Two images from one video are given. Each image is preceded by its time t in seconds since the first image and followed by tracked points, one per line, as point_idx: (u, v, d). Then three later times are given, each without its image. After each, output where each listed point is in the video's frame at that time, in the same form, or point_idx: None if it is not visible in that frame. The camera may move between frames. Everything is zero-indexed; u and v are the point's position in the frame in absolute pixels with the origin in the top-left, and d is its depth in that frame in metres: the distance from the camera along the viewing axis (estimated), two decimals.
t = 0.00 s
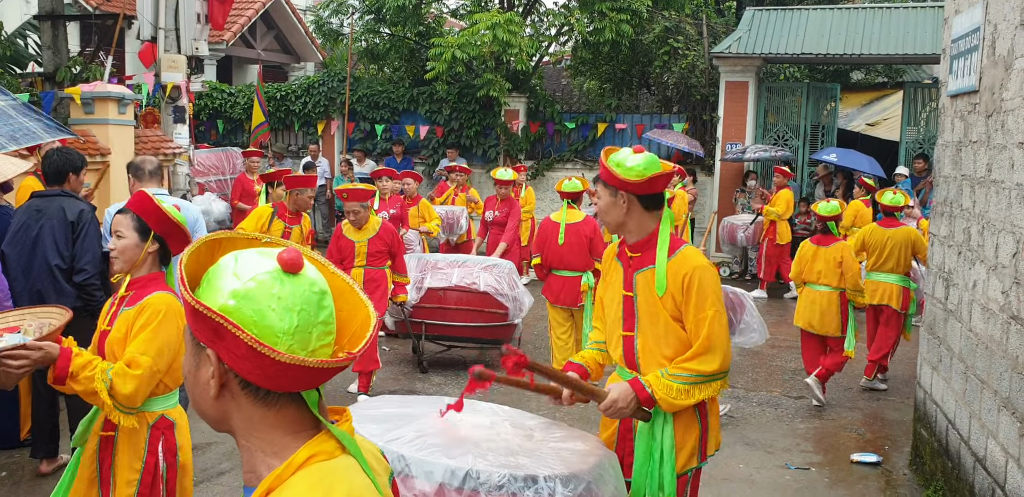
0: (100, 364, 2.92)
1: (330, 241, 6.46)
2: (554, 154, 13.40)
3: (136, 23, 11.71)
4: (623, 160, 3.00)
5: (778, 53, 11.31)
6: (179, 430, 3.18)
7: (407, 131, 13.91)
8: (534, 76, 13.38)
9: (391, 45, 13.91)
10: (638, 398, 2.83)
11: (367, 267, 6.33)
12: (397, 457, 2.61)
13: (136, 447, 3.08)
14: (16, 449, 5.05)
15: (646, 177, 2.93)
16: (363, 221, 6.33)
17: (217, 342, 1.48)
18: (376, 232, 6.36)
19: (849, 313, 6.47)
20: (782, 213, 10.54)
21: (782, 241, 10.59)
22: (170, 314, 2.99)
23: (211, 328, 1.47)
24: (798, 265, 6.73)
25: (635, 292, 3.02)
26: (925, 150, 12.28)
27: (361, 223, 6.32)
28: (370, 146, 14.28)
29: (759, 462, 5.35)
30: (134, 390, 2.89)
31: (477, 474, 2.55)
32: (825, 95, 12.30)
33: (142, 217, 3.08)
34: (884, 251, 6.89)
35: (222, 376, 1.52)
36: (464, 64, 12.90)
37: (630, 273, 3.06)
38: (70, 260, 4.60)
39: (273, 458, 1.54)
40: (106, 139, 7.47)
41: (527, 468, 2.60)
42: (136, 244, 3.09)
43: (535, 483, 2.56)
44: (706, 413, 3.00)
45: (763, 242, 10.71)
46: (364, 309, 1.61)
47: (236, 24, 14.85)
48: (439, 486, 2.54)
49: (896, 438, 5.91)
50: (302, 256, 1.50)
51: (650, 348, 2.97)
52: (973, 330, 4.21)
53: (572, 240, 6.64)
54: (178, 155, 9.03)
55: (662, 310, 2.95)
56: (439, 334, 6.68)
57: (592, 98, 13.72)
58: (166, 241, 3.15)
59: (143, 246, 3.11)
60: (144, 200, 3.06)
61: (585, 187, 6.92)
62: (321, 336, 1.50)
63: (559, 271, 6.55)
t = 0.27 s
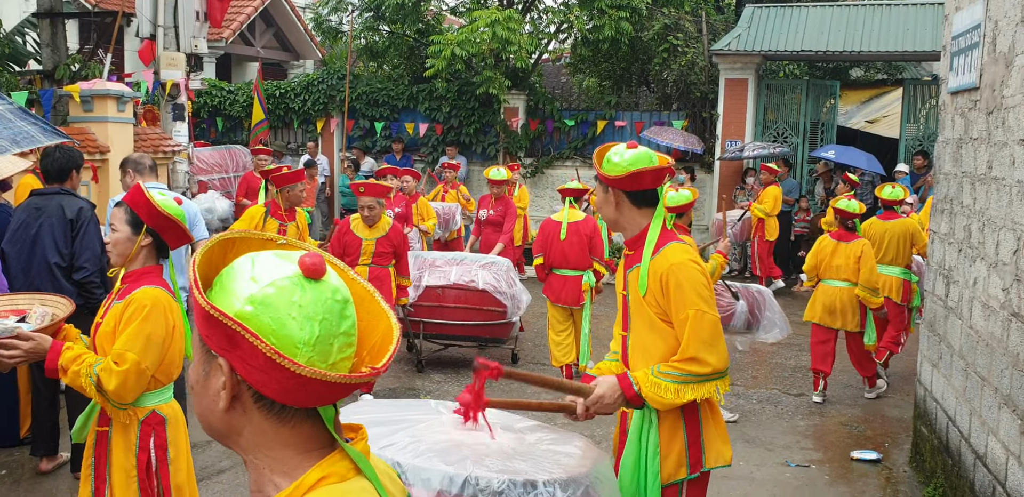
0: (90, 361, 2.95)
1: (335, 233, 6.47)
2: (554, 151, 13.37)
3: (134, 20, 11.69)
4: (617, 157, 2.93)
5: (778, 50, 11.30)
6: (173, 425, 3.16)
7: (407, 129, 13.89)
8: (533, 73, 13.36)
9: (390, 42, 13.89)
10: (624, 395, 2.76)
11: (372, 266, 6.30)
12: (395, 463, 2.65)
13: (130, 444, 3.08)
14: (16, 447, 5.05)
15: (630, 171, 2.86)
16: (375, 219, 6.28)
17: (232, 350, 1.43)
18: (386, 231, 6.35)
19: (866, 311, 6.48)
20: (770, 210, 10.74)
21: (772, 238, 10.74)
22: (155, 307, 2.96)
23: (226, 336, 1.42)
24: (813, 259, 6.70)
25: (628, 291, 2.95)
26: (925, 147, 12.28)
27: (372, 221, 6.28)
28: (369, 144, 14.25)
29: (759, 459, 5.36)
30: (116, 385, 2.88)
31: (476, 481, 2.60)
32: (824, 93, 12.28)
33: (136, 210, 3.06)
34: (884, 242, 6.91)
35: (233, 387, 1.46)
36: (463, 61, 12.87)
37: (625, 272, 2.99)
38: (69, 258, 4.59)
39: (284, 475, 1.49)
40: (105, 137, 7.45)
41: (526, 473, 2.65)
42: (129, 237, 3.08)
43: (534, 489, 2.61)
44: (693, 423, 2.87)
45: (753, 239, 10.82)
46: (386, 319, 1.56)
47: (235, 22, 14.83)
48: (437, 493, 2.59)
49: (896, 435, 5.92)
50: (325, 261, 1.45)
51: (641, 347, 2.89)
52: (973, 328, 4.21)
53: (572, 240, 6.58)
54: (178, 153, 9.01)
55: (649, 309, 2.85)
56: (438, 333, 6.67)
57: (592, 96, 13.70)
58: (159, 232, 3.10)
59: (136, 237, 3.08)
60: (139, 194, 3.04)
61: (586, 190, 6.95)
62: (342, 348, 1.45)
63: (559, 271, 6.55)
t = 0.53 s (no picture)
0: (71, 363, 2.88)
1: (345, 226, 6.22)
2: (554, 149, 13.36)
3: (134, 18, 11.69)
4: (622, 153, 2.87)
5: (778, 47, 11.30)
6: (165, 431, 3.13)
7: (407, 126, 13.88)
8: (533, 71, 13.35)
9: (390, 40, 13.88)
10: (597, 385, 2.70)
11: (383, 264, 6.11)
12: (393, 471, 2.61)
13: (118, 447, 3.06)
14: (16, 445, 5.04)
15: (633, 168, 2.80)
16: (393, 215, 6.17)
17: (258, 360, 1.37)
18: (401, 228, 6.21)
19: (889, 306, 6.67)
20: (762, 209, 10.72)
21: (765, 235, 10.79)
22: (144, 309, 2.97)
23: (252, 344, 1.36)
24: (841, 260, 6.77)
25: (631, 289, 2.88)
26: (926, 144, 12.28)
27: (389, 217, 6.15)
28: (369, 142, 14.25)
29: (759, 457, 5.37)
30: (102, 385, 2.86)
31: (478, 487, 2.56)
32: (825, 90, 12.26)
33: (132, 212, 3.06)
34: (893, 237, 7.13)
35: (258, 399, 1.41)
36: (463, 59, 12.87)
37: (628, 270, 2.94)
38: (71, 256, 4.60)
39: (308, 494, 1.45)
40: (105, 135, 7.45)
41: (527, 477, 2.62)
42: (128, 239, 3.08)
43: (536, 493, 2.58)
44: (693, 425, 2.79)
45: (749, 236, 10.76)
46: (417, 327, 1.52)
47: (235, 20, 14.83)
48: None
49: (896, 432, 5.92)
50: (356, 267, 1.40)
51: (637, 347, 2.82)
52: (974, 325, 4.21)
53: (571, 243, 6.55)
54: (178, 152, 8.96)
55: (644, 308, 2.78)
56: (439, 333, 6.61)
57: (592, 93, 13.70)
58: (158, 235, 3.08)
59: (136, 240, 3.08)
60: (132, 195, 3.05)
61: (592, 189, 6.90)
62: (374, 358, 1.40)
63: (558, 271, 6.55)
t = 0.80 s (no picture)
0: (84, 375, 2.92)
1: (353, 231, 6.14)
2: (554, 147, 13.35)
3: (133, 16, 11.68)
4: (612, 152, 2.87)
5: (778, 45, 11.29)
6: (176, 441, 3.11)
7: (406, 125, 13.86)
8: (533, 69, 13.33)
9: (390, 38, 13.87)
10: (598, 415, 2.67)
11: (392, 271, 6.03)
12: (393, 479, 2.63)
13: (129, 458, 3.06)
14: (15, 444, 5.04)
15: (621, 168, 2.79)
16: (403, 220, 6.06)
17: (277, 370, 1.32)
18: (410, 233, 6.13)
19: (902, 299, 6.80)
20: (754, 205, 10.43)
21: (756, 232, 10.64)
22: (153, 323, 2.96)
23: (270, 354, 1.31)
24: (853, 252, 6.91)
25: (616, 287, 2.86)
26: (926, 142, 12.27)
27: (400, 221, 6.05)
28: (369, 140, 14.25)
29: (759, 455, 5.36)
30: (111, 399, 2.88)
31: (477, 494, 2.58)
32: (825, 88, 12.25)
33: (141, 225, 3.02)
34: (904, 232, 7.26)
35: (277, 411, 1.36)
36: (463, 57, 12.86)
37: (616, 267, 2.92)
38: (73, 255, 4.59)
39: None
40: (104, 134, 7.44)
41: (527, 482, 2.65)
42: (138, 253, 3.04)
43: None
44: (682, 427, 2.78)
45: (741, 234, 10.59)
46: (437, 331, 1.49)
47: (235, 18, 14.84)
48: None
49: (896, 430, 5.92)
50: (376, 270, 1.36)
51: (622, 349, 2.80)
52: (973, 323, 4.20)
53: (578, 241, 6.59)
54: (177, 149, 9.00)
55: (631, 310, 2.76)
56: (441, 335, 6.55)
57: (592, 91, 13.70)
58: (168, 249, 3.05)
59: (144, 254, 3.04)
60: (141, 207, 3.00)
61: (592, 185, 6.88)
62: (397, 365, 1.35)
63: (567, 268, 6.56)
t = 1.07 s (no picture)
0: (90, 366, 2.93)
1: (361, 235, 5.76)
2: (554, 145, 13.34)
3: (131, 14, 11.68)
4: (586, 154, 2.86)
5: (777, 42, 11.28)
6: (174, 433, 3.10)
7: (406, 123, 13.85)
8: (532, 66, 13.31)
9: (389, 36, 13.86)
10: (592, 424, 2.64)
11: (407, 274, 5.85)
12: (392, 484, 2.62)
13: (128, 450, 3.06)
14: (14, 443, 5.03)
15: (595, 170, 2.78)
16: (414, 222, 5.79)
17: (289, 382, 1.27)
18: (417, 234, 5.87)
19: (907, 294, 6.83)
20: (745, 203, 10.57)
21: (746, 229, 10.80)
22: (155, 313, 2.95)
23: (282, 366, 1.25)
24: (856, 251, 6.91)
25: (588, 287, 2.84)
26: (925, 139, 12.26)
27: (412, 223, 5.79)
28: (368, 138, 14.22)
29: (759, 452, 5.35)
30: (115, 392, 2.87)
31: None
32: (824, 85, 12.24)
33: (147, 216, 3.00)
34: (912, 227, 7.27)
35: (289, 425, 1.30)
36: (462, 55, 12.83)
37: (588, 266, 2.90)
38: (86, 253, 4.58)
39: None
40: (103, 132, 7.43)
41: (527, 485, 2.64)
42: (142, 243, 3.01)
43: None
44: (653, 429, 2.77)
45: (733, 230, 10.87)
46: (447, 334, 1.49)
47: (234, 16, 14.85)
48: None
49: (896, 427, 5.91)
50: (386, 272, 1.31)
51: (598, 349, 2.79)
52: (973, 320, 4.19)
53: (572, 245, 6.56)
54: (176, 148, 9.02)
55: (608, 309, 2.74)
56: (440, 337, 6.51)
57: (591, 90, 13.70)
58: (173, 240, 3.05)
59: (149, 245, 3.02)
60: (150, 197, 2.98)
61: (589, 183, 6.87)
62: (411, 371, 1.32)
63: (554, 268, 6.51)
